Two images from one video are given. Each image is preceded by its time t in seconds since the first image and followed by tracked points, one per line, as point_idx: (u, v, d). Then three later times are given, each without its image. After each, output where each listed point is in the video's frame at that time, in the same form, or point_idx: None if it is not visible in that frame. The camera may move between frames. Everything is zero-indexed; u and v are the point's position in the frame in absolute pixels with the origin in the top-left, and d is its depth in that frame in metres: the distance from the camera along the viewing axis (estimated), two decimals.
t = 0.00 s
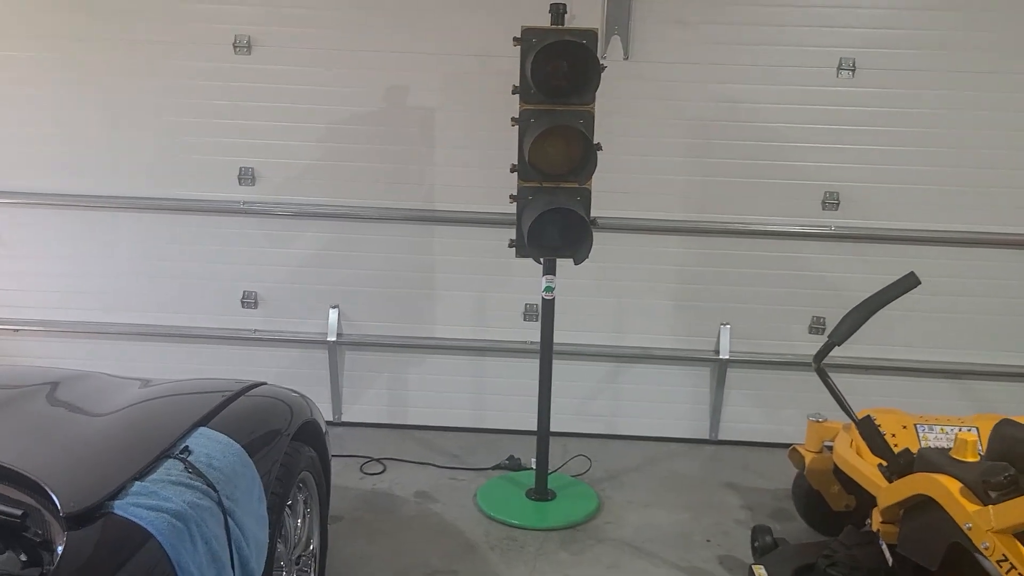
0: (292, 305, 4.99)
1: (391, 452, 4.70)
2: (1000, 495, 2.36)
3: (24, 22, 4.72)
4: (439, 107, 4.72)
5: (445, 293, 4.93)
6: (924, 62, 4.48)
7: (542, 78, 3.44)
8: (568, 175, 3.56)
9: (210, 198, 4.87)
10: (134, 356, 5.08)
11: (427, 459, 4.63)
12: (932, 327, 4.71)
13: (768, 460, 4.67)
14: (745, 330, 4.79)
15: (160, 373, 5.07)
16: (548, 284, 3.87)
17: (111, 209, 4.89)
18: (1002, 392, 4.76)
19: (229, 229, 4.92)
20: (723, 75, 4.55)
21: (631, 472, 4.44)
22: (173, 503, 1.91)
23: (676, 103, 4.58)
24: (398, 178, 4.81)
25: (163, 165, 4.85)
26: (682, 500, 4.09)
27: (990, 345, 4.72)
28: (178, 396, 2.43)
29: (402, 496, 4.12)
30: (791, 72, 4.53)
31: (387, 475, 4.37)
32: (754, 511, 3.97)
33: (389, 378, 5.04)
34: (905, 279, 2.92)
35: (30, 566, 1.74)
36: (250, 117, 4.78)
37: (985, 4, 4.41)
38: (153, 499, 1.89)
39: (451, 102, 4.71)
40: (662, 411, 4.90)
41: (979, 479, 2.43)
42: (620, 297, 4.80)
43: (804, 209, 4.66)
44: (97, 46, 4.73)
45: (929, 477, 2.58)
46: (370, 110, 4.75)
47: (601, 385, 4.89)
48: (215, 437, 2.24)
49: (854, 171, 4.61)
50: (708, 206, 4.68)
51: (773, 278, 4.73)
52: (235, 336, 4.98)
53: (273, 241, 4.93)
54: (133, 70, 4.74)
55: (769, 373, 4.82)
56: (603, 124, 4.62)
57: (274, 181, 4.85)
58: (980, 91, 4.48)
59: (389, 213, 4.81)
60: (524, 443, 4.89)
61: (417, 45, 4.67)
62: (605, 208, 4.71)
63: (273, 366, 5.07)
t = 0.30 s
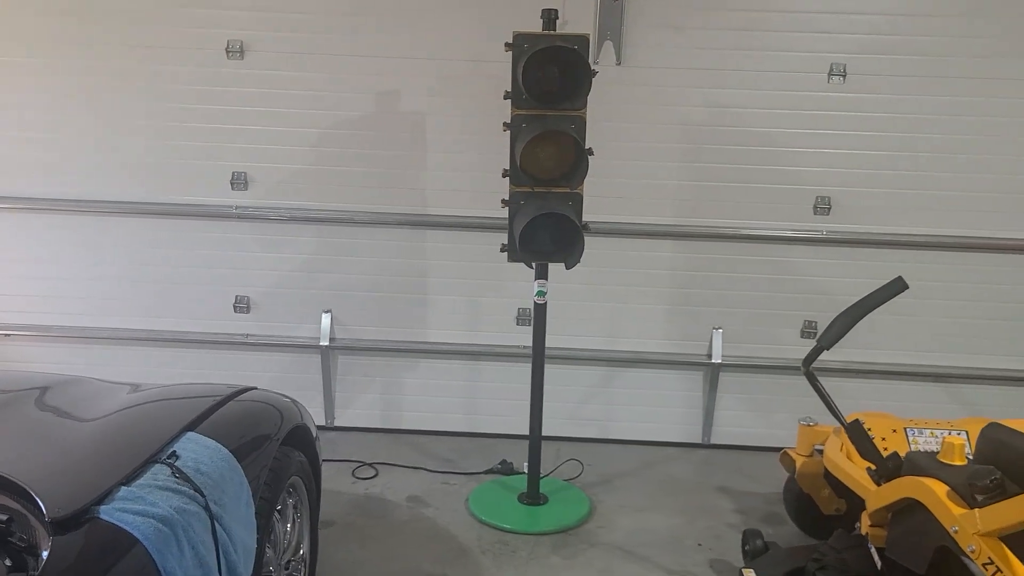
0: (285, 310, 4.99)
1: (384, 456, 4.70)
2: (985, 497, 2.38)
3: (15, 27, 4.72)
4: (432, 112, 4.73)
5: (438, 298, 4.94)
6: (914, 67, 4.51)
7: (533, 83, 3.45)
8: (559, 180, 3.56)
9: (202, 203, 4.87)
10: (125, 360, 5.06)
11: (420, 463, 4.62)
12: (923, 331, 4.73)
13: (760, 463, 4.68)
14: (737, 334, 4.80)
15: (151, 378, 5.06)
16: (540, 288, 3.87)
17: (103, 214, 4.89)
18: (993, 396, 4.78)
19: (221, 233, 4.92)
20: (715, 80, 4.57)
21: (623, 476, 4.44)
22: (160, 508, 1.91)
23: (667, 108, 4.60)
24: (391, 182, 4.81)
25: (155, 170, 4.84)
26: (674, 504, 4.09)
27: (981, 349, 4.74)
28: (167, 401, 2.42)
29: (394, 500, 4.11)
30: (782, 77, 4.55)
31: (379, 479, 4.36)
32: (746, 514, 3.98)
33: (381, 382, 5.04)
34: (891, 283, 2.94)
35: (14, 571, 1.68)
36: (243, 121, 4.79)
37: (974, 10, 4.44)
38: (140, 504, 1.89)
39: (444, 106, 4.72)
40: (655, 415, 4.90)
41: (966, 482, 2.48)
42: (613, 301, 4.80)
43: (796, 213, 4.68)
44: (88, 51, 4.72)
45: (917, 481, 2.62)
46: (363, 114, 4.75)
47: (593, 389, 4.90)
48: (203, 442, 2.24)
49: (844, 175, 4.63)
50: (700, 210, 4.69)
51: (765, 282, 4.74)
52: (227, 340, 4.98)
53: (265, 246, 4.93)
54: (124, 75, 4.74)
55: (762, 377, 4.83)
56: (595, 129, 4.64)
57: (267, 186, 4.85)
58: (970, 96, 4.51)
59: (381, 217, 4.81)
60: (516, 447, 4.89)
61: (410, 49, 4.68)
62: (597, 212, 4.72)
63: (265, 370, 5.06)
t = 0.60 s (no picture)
0: (274, 314, 4.97)
1: (374, 460, 4.68)
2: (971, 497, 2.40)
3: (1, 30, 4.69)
4: (421, 116, 4.74)
5: (428, 302, 4.94)
6: (899, 72, 4.55)
7: (522, 87, 3.46)
8: (549, 183, 3.57)
9: (191, 207, 4.86)
10: (112, 365, 5.03)
11: (410, 467, 4.61)
12: (909, 333, 4.77)
13: (750, 466, 4.70)
14: (726, 337, 4.82)
15: (138, 383, 5.03)
16: (530, 292, 3.88)
17: (90, 218, 4.86)
18: (979, 397, 4.83)
19: (210, 238, 4.90)
20: (703, 85, 4.60)
21: (614, 479, 4.45)
22: (147, 511, 1.90)
23: (656, 112, 4.63)
24: (380, 186, 4.81)
25: (143, 173, 4.82)
26: (664, 507, 4.10)
27: (967, 351, 4.78)
28: (155, 405, 2.41)
29: (384, 504, 4.10)
30: (769, 81, 4.59)
31: (369, 483, 4.35)
32: (736, 516, 3.99)
33: (371, 387, 5.03)
34: (877, 286, 2.97)
35: None
36: (231, 125, 4.78)
37: (958, 15, 4.49)
38: (128, 507, 1.88)
39: (434, 110, 4.73)
40: (645, 418, 4.92)
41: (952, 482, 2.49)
42: (602, 305, 4.82)
43: (784, 216, 4.71)
44: (76, 54, 4.71)
45: (904, 481, 2.64)
46: (352, 118, 4.76)
47: (583, 392, 4.90)
48: (192, 446, 2.23)
49: (831, 179, 4.67)
50: (689, 214, 4.72)
51: (753, 285, 4.77)
52: (215, 345, 4.96)
53: (254, 251, 4.91)
54: (113, 79, 4.72)
55: (751, 379, 4.86)
56: (585, 132, 4.66)
57: (256, 190, 4.84)
58: (954, 100, 4.56)
59: (371, 221, 4.81)
60: (507, 451, 4.88)
61: (399, 53, 4.68)
62: (586, 216, 4.73)
63: (254, 375, 5.04)
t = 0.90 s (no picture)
0: (271, 320, 4.98)
1: (370, 467, 4.68)
2: (964, 500, 2.42)
3: None
4: (417, 122, 4.76)
5: (424, 308, 4.95)
6: (892, 78, 4.59)
7: (516, 94, 3.48)
8: (544, 189, 3.59)
9: (188, 213, 4.86)
10: (109, 372, 5.03)
11: (407, 473, 4.62)
12: (903, 338, 4.79)
13: (745, 471, 4.71)
14: (721, 342, 4.84)
15: (135, 390, 5.03)
16: (525, 298, 3.89)
17: (87, 225, 4.87)
18: (973, 402, 4.85)
19: (206, 244, 4.91)
20: (698, 92, 4.63)
21: (610, 484, 4.45)
22: (142, 518, 1.91)
23: (651, 119, 4.66)
24: (377, 193, 4.83)
25: (140, 181, 4.83)
26: (660, 512, 4.11)
27: (961, 356, 4.81)
28: (150, 412, 2.42)
29: (380, 510, 4.10)
30: (763, 88, 4.62)
31: (366, 489, 4.35)
32: (731, 521, 4.00)
33: (367, 393, 5.03)
34: (869, 290, 2.99)
35: None
36: (228, 132, 4.79)
37: (949, 22, 4.52)
38: (122, 514, 1.89)
39: (430, 117, 4.75)
40: (640, 423, 4.93)
41: (945, 486, 2.51)
42: (598, 310, 4.83)
43: (778, 222, 4.73)
44: (73, 62, 4.72)
45: (897, 485, 2.66)
46: (348, 125, 4.78)
47: (579, 398, 4.91)
48: (187, 452, 2.24)
49: (825, 185, 4.69)
50: (684, 219, 4.74)
51: (748, 291, 4.79)
52: (212, 351, 4.96)
53: (250, 257, 4.92)
54: (110, 86, 4.74)
55: (746, 384, 4.88)
56: (580, 139, 4.68)
57: (253, 197, 4.85)
58: (946, 107, 4.60)
59: (367, 227, 4.83)
60: (503, 457, 4.89)
61: (395, 61, 4.70)
62: (582, 222, 4.76)
63: (250, 381, 5.04)
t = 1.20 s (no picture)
0: (267, 324, 4.98)
1: (366, 470, 4.68)
2: (957, 501, 2.43)
3: None
4: (413, 126, 4.77)
5: (420, 311, 4.95)
6: (885, 82, 4.62)
7: (511, 98, 3.49)
8: (539, 193, 3.60)
9: (184, 217, 4.87)
10: (104, 376, 5.03)
11: (403, 476, 4.62)
12: (898, 340, 4.81)
13: (741, 473, 4.72)
14: (717, 345, 4.86)
15: (131, 395, 5.03)
16: (521, 301, 3.90)
17: (84, 229, 4.87)
18: (967, 404, 4.87)
19: (202, 248, 4.91)
20: (692, 95, 4.65)
21: (606, 486, 4.46)
22: (137, 520, 1.91)
23: (646, 122, 4.68)
24: (373, 197, 4.84)
25: (136, 185, 4.84)
26: (656, 515, 4.11)
27: (955, 358, 4.83)
28: (145, 416, 2.42)
29: (376, 513, 4.10)
30: (757, 91, 4.64)
31: (362, 493, 4.35)
32: (727, 523, 4.02)
33: (363, 396, 5.03)
34: (863, 292, 3.01)
35: None
36: (224, 136, 4.80)
37: (941, 26, 4.55)
38: (117, 516, 1.89)
39: (425, 121, 4.76)
40: (636, 426, 4.93)
41: (938, 487, 2.52)
42: (594, 313, 4.84)
43: (773, 224, 4.75)
44: (70, 66, 4.72)
45: (891, 486, 2.67)
46: (344, 129, 4.79)
47: (575, 400, 4.92)
48: (183, 455, 2.24)
49: (819, 188, 4.72)
50: (679, 222, 4.76)
51: (743, 294, 4.81)
52: (208, 355, 4.96)
53: (246, 261, 4.92)
54: (106, 90, 4.74)
55: (741, 387, 4.89)
56: (575, 142, 4.70)
57: (249, 201, 4.86)
58: (939, 110, 4.62)
59: (363, 231, 4.84)
60: (499, 460, 4.89)
61: (391, 65, 4.72)
62: (577, 225, 4.77)
63: (246, 385, 5.04)
